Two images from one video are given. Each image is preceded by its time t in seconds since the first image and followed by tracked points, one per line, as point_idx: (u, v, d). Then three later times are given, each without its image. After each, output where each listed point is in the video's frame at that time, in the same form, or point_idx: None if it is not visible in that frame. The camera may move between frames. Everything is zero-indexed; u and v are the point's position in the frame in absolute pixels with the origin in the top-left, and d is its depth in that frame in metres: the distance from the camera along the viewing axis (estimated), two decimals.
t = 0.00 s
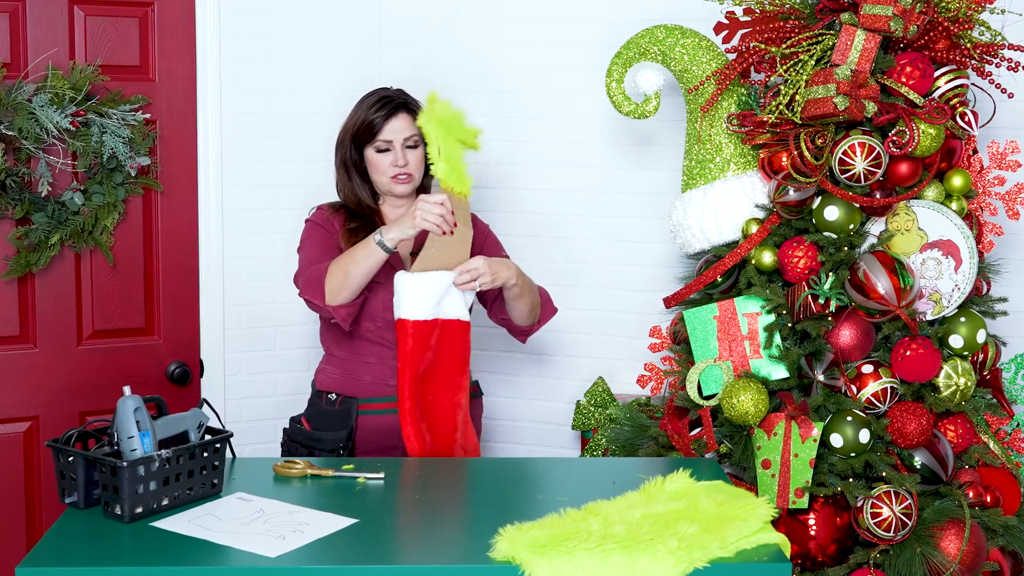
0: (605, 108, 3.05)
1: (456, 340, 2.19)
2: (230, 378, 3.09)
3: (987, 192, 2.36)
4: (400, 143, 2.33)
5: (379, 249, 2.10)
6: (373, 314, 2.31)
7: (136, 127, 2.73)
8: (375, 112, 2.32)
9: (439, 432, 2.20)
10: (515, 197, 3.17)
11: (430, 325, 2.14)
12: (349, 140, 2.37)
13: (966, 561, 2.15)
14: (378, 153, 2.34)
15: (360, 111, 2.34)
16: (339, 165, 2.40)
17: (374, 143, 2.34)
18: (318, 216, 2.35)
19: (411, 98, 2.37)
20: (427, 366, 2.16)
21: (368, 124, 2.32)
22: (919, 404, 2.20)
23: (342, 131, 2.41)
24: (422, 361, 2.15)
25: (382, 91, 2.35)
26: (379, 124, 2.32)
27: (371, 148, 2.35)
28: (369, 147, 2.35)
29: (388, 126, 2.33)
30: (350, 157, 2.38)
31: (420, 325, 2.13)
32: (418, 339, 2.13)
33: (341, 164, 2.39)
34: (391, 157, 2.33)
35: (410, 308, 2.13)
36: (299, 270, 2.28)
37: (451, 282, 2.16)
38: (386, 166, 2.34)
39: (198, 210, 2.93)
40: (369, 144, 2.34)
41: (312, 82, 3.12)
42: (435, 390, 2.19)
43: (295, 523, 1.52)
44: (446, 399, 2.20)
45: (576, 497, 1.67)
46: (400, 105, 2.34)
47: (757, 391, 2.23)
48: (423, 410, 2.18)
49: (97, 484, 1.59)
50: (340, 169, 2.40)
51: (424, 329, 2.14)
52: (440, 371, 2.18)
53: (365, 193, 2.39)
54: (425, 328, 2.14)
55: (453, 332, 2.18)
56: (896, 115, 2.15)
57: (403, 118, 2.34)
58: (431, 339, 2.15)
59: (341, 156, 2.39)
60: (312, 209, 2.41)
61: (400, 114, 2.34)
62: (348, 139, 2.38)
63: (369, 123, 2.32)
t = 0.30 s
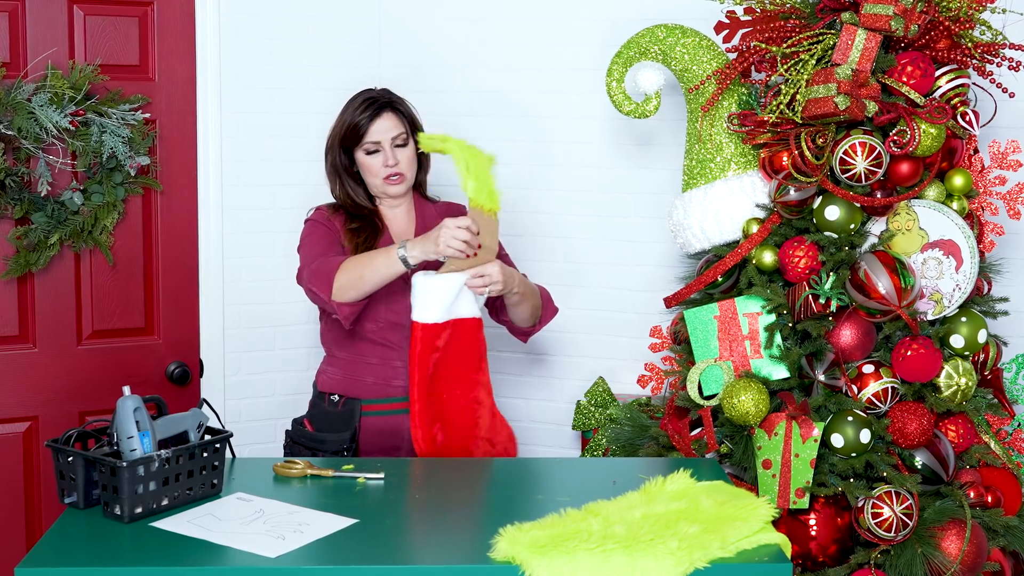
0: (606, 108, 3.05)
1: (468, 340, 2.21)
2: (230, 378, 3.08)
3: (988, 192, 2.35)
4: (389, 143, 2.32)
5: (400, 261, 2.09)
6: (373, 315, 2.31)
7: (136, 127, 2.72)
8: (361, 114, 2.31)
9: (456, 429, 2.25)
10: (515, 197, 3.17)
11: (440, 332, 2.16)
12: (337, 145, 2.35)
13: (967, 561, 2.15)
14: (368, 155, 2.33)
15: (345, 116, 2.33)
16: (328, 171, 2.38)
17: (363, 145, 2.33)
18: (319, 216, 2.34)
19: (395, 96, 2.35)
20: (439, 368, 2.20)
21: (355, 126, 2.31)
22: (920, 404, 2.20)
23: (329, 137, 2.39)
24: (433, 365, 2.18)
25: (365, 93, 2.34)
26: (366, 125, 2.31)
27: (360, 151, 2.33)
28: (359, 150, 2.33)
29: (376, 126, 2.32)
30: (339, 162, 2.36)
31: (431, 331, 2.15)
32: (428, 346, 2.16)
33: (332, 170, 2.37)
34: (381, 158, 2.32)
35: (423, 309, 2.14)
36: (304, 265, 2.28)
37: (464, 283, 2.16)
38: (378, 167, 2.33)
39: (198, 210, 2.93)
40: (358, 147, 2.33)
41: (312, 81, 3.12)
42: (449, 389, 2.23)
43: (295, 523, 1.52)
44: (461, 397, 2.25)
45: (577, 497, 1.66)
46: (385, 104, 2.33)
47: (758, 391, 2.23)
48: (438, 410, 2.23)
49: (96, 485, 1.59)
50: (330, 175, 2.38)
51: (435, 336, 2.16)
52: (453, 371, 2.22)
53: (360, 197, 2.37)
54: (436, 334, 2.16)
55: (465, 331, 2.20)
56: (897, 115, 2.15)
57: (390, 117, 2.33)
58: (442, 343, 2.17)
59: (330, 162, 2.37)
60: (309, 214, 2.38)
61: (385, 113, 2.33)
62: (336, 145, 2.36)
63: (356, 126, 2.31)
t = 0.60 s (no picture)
0: (606, 108, 3.04)
1: (490, 343, 2.25)
2: (230, 378, 3.08)
3: (989, 192, 2.35)
4: (375, 143, 2.32)
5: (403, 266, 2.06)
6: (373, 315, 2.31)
7: (135, 126, 2.72)
8: (344, 117, 2.30)
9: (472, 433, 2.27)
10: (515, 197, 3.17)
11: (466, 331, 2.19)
12: (323, 150, 2.34)
13: (968, 561, 2.14)
14: (356, 158, 2.32)
15: (328, 120, 2.32)
16: (316, 177, 2.38)
17: (349, 148, 2.32)
18: (314, 222, 2.31)
19: (377, 96, 2.35)
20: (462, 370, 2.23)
21: (340, 130, 2.30)
22: (921, 404, 2.20)
23: (313, 143, 2.38)
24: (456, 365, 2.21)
25: (346, 95, 2.33)
26: (350, 128, 2.30)
27: (347, 155, 2.33)
28: (345, 153, 2.33)
29: (360, 128, 2.31)
30: (326, 167, 2.36)
31: (457, 330, 2.19)
32: (453, 344, 2.19)
33: (319, 175, 2.37)
34: (369, 160, 2.31)
35: (440, 307, 2.18)
36: (305, 274, 2.23)
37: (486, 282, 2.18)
38: (366, 170, 2.32)
39: (198, 209, 2.92)
40: (344, 150, 2.32)
41: (313, 81, 3.12)
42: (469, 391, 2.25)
43: (295, 523, 1.52)
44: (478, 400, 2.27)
45: (578, 497, 1.66)
46: (367, 105, 2.32)
47: (759, 392, 2.23)
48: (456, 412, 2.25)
49: (96, 485, 1.58)
50: (318, 181, 2.37)
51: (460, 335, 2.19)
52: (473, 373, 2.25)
53: (350, 201, 2.36)
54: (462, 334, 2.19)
55: (488, 328, 2.23)
56: (898, 114, 2.15)
57: (374, 117, 2.32)
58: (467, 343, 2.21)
59: (317, 168, 2.37)
60: (302, 220, 2.35)
61: (369, 115, 2.32)
62: (321, 150, 2.35)
63: (340, 129, 2.30)
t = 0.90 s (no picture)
0: (606, 107, 3.04)
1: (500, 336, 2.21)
2: (230, 378, 3.08)
3: (990, 191, 2.35)
4: (370, 142, 2.33)
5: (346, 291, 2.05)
6: (372, 315, 2.31)
7: (135, 126, 2.72)
8: (340, 111, 2.31)
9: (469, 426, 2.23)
10: (515, 197, 3.16)
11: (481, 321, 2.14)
12: (315, 145, 2.34)
13: (969, 561, 2.14)
14: (348, 153, 2.33)
15: (323, 115, 2.33)
16: (305, 171, 2.36)
17: (343, 144, 2.33)
18: (292, 236, 2.30)
19: (374, 94, 2.37)
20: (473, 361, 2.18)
21: (335, 125, 2.31)
22: (922, 404, 2.19)
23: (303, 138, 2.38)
24: (468, 354, 2.15)
25: (342, 91, 2.34)
26: (347, 124, 2.31)
27: (340, 150, 2.33)
28: (338, 149, 2.33)
29: (356, 125, 2.32)
30: (317, 162, 2.35)
31: (471, 316, 2.13)
32: (467, 332, 2.13)
33: (308, 169, 2.36)
34: (362, 156, 2.32)
35: (451, 290, 2.11)
36: (280, 305, 2.25)
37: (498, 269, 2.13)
38: (358, 167, 2.33)
39: (198, 209, 2.92)
40: (338, 146, 2.33)
41: (313, 80, 3.11)
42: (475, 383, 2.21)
43: (295, 523, 1.52)
44: (482, 393, 2.23)
45: (578, 497, 1.66)
46: (364, 103, 2.34)
47: (759, 392, 2.22)
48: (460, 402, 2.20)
49: (96, 485, 1.58)
50: (307, 176, 2.36)
51: (475, 322, 2.13)
52: (482, 364, 2.20)
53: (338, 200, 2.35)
54: (475, 322, 2.14)
55: (499, 318, 2.18)
56: (899, 113, 2.15)
57: (370, 115, 2.34)
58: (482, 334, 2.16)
59: (307, 162, 2.35)
60: (283, 229, 2.35)
61: (365, 111, 2.34)
62: (313, 144, 2.35)
63: (336, 124, 2.31)
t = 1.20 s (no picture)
0: (606, 107, 3.04)
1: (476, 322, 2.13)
2: (230, 378, 3.07)
3: (991, 190, 2.34)
4: (363, 137, 2.36)
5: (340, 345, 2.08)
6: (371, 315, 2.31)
7: (135, 125, 2.71)
8: (336, 105, 2.34)
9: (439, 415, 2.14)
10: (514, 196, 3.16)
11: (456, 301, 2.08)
12: (306, 136, 2.35)
13: (970, 561, 2.14)
14: (340, 147, 2.34)
15: (318, 106, 2.35)
16: (295, 164, 2.37)
17: (336, 137, 2.34)
18: (269, 241, 2.30)
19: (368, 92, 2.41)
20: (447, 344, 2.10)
21: (330, 116, 2.33)
22: (923, 404, 2.19)
23: (292, 131, 2.39)
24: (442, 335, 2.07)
25: (338, 86, 2.37)
26: (342, 116, 2.34)
27: (333, 142, 2.35)
28: (331, 141, 2.35)
29: (352, 118, 2.35)
30: (308, 154, 2.35)
31: (446, 296, 2.07)
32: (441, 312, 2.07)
33: (298, 161, 2.36)
34: (354, 150, 2.34)
35: (429, 267, 2.07)
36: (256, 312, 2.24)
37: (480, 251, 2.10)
38: (349, 160, 2.34)
39: (198, 209, 2.92)
40: (331, 138, 2.34)
41: (313, 79, 3.11)
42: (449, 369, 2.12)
43: (295, 523, 1.51)
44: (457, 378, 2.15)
45: (578, 497, 1.65)
46: (360, 99, 2.38)
47: (760, 392, 2.22)
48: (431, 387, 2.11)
49: (95, 485, 1.58)
50: (297, 169, 2.36)
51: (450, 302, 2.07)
52: (457, 348, 2.12)
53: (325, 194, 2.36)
54: (450, 302, 2.07)
55: (477, 302, 2.10)
56: (900, 113, 2.14)
57: (364, 111, 2.37)
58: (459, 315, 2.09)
59: (297, 155, 2.36)
60: (262, 233, 2.34)
61: (359, 107, 2.37)
62: (304, 136, 2.35)
63: (331, 115, 2.33)
